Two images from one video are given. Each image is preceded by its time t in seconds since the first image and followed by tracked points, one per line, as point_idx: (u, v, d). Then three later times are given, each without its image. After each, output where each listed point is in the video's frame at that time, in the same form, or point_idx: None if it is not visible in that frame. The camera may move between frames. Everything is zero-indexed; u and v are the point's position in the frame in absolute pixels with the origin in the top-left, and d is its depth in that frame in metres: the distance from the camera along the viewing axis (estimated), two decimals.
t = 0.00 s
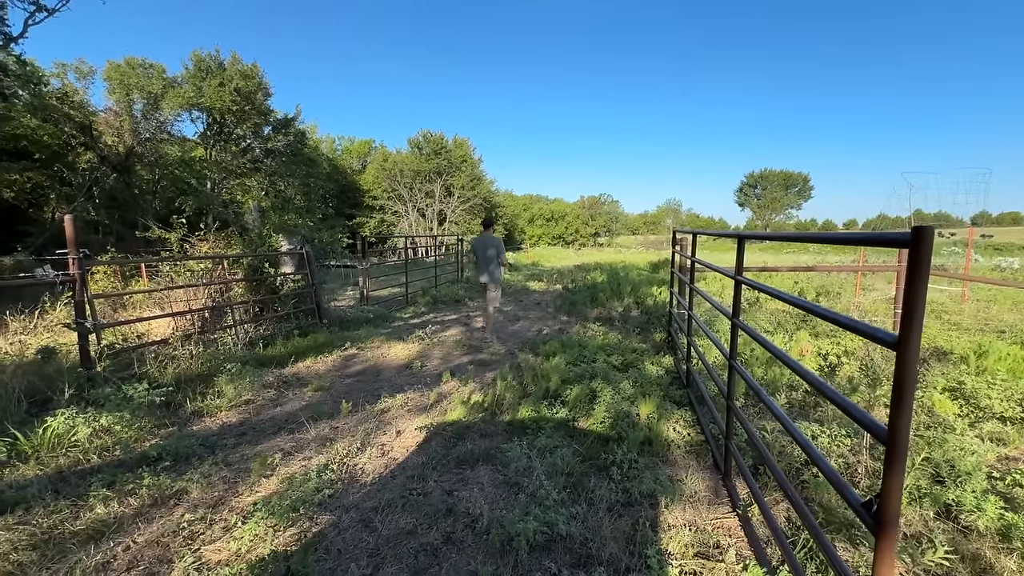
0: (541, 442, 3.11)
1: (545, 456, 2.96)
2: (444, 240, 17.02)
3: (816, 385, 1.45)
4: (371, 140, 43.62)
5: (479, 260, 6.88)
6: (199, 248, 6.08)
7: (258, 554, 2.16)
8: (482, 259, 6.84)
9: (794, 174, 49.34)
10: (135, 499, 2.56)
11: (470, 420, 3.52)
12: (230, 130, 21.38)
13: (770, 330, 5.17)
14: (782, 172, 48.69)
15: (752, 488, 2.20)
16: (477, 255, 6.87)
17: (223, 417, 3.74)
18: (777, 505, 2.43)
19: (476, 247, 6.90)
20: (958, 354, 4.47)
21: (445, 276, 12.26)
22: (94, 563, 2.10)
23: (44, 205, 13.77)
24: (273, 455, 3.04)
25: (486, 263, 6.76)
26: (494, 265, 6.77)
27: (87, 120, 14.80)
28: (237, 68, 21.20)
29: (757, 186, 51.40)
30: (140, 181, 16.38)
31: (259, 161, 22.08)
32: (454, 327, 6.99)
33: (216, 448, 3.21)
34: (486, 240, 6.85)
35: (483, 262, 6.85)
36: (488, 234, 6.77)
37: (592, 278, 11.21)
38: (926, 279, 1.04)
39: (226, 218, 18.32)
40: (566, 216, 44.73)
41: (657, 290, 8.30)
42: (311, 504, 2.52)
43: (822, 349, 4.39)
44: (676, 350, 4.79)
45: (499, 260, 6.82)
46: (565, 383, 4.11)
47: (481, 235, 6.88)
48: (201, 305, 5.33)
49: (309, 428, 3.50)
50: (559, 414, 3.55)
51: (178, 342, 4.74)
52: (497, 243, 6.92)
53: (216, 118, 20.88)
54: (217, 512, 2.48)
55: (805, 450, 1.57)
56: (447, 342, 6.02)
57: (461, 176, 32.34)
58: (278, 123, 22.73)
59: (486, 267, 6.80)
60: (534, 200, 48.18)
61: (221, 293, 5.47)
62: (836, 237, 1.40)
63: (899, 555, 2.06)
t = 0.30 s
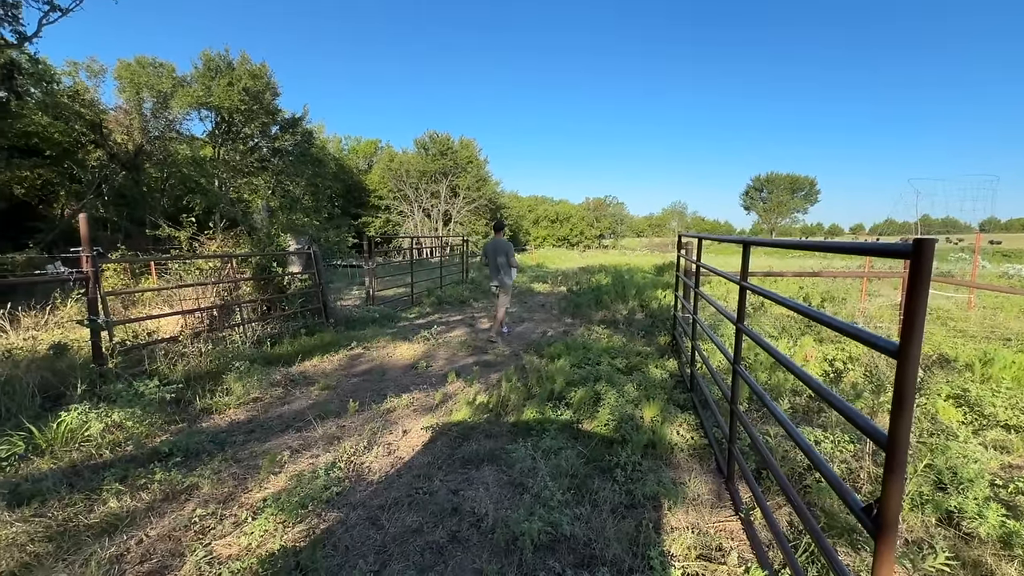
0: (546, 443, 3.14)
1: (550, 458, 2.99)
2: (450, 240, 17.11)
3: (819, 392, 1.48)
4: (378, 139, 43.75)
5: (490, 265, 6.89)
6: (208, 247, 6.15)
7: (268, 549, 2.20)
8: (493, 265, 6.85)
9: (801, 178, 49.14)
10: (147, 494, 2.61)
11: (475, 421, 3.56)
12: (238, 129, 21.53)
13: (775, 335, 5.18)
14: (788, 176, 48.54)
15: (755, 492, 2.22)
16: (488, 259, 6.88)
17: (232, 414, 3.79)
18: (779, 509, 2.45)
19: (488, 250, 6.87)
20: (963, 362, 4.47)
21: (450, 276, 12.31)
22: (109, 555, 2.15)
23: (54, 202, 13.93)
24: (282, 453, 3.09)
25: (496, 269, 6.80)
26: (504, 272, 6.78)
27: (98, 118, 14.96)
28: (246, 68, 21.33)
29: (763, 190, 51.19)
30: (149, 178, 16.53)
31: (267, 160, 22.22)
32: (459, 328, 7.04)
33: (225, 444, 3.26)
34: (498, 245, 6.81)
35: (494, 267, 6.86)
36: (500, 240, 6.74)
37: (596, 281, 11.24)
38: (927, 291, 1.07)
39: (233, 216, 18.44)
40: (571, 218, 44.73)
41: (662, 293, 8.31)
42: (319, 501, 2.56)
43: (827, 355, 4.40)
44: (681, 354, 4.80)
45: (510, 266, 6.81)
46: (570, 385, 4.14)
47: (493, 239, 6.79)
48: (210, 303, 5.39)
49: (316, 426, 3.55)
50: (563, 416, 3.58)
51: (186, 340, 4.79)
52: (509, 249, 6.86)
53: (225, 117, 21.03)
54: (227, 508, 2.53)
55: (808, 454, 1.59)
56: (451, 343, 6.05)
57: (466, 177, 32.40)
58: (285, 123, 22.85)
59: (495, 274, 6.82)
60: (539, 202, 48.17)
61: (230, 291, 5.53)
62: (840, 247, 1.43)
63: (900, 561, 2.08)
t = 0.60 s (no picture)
0: (548, 446, 3.16)
1: (552, 460, 3.01)
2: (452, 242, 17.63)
3: (820, 398, 1.49)
4: (382, 140, 43.87)
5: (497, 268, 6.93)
6: (214, 247, 6.20)
7: (273, 548, 2.23)
8: (500, 269, 6.89)
9: (805, 183, 49.05)
10: (153, 491, 2.64)
11: (477, 423, 3.58)
12: (244, 128, 21.56)
13: (777, 341, 5.19)
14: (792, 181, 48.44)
15: (755, 497, 2.24)
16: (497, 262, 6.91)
17: (236, 413, 3.83)
18: (780, 515, 2.46)
19: (495, 253, 6.89)
20: (966, 369, 4.47)
21: (453, 277, 12.35)
22: (116, 551, 2.18)
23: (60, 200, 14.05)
24: (287, 452, 3.12)
25: (503, 272, 6.85)
26: (511, 278, 6.82)
27: (105, 117, 15.07)
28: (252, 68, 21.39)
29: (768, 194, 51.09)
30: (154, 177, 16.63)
31: (272, 160, 22.32)
32: (462, 330, 7.07)
33: (230, 443, 3.29)
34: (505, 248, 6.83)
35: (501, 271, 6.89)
36: (508, 243, 6.78)
37: (599, 284, 11.26)
38: (927, 302, 1.09)
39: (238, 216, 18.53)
40: (574, 221, 44.75)
41: (665, 297, 8.32)
42: (323, 501, 2.59)
43: (829, 361, 4.41)
44: (683, 359, 4.82)
45: (517, 271, 6.84)
46: (572, 388, 4.16)
47: (501, 241, 6.80)
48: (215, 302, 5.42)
49: (320, 426, 3.57)
50: (565, 419, 3.60)
51: (192, 339, 4.83)
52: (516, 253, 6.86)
53: (231, 117, 21.13)
54: (232, 506, 2.56)
55: (809, 459, 1.61)
56: (455, 344, 6.08)
57: (470, 179, 32.44)
58: (291, 123, 22.94)
59: (502, 278, 6.88)
60: (543, 204, 48.19)
61: (235, 291, 5.56)
62: (841, 257, 1.45)
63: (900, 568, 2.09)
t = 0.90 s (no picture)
0: (548, 449, 3.16)
1: (551, 464, 3.01)
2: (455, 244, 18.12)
3: (822, 405, 1.49)
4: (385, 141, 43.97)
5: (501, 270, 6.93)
6: (217, 246, 6.22)
7: (271, 548, 2.23)
8: (504, 271, 6.88)
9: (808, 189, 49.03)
10: (153, 490, 2.64)
11: (477, 425, 3.58)
12: (248, 129, 21.57)
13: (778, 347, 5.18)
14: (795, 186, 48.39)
15: (755, 503, 2.23)
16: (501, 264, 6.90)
17: (237, 413, 3.84)
18: (779, 521, 2.45)
19: (500, 255, 6.87)
20: (968, 377, 4.45)
21: (454, 280, 12.35)
22: (115, 550, 2.18)
23: (64, 199, 14.12)
24: (287, 452, 3.12)
25: (506, 274, 6.85)
26: (514, 280, 6.81)
27: (109, 116, 15.15)
28: (257, 68, 21.47)
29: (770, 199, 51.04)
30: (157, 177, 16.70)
31: (275, 160, 22.37)
32: (463, 332, 7.07)
33: (230, 443, 3.30)
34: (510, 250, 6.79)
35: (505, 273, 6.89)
36: (513, 246, 6.74)
37: (601, 287, 11.24)
38: (929, 313, 1.09)
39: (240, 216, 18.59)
40: (576, 224, 44.74)
41: (666, 302, 8.32)
42: (323, 502, 2.59)
43: (830, 367, 4.40)
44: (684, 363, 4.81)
45: (521, 273, 6.82)
46: (572, 391, 4.16)
47: (507, 243, 6.77)
48: (218, 302, 5.44)
49: (320, 427, 3.58)
50: (565, 422, 3.59)
51: (194, 338, 4.84)
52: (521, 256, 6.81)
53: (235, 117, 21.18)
54: (232, 505, 2.56)
55: (809, 467, 1.60)
56: (455, 346, 6.08)
57: (472, 181, 32.45)
58: (294, 124, 22.99)
59: (506, 280, 6.88)
60: (545, 207, 48.20)
61: (237, 290, 5.57)
62: (842, 265, 1.45)
63: None
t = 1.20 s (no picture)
0: (546, 452, 3.15)
1: (550, 467, 3.00)
2: (455, 247, 18.23)
3: (820, 410, 1.48)
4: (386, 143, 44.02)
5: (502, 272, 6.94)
6: (217, 246, 6.22)
7: (268, 549, 2.22)
8: (505, 274, 6.88)
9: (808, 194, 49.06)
10: (150, 490, 2.63)
11: (476, 427, 3.57)
12: (250, 130, 21.61)
13: (778, 351, 5.18)
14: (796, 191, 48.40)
15: (754, 508, 2.22)
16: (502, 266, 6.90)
17: (235, 413, 3.83)
18: (778, 525, 2.44)
19: (501, 258, 6.87)
20: (968, 383, 4.44)
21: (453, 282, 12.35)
22: (111, 550, 2.17)
23: (65, 198, 14.15)
24: (285, 453, 3.11)
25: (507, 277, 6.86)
26: (516, 283, 6.81)
27: (111, 116, 15.18)
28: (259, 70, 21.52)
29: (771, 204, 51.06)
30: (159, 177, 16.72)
31: (276, 161, 22.40)
32: (462, 334, 7.06)
33: (228, 444, 3.29)
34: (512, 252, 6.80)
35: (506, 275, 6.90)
36: (514, 249, 6.74)
37: (600, 290, 11.23)
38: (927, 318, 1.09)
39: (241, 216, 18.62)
40: (576, 227, 44.73)
41: (666, 305, 8.31)
42: (320, 503, 2.58)
43: (829, 372, 4.40)
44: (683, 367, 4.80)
45: (522, 276, 6.80)
46: (571, 394, 4.15)
47: (508, 246, 6.76)
48: (217, 302, 5.43)
49: (318, 428, 3.57)
50: (564, 425, 3.59)
51: (193, 338, 4.84)
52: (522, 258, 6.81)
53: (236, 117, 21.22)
54: (229, 506, 2.55)
55: (808, 472, 1.60)
56: (454, 348, 6.08)
57: (473, 183, 32.47)
58: (296, 125, 23.03)
59: (507, 283, 6.87)
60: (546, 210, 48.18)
61: (237, 290, 5.57)
62: (841, 269, 1.45)
63: None
